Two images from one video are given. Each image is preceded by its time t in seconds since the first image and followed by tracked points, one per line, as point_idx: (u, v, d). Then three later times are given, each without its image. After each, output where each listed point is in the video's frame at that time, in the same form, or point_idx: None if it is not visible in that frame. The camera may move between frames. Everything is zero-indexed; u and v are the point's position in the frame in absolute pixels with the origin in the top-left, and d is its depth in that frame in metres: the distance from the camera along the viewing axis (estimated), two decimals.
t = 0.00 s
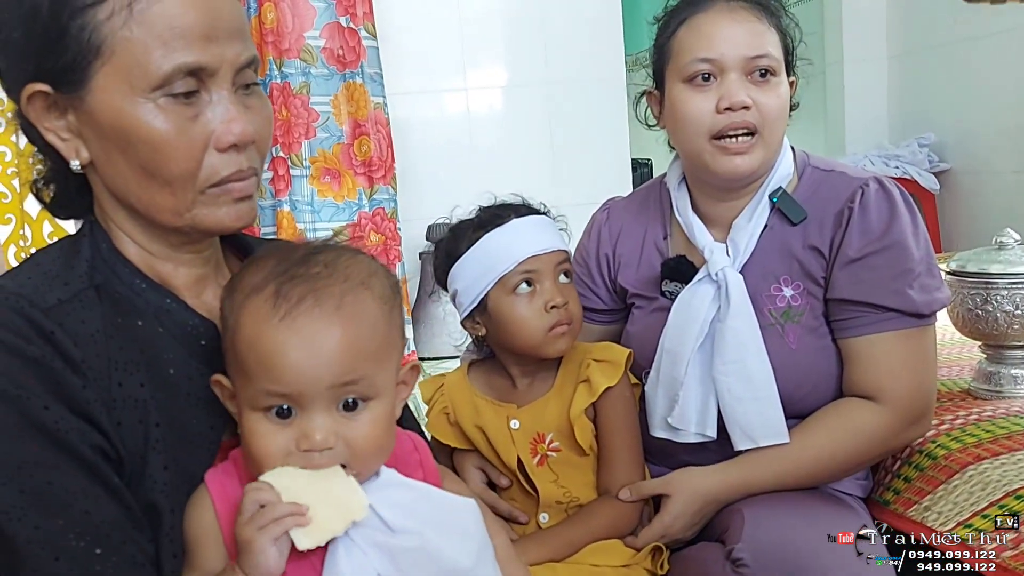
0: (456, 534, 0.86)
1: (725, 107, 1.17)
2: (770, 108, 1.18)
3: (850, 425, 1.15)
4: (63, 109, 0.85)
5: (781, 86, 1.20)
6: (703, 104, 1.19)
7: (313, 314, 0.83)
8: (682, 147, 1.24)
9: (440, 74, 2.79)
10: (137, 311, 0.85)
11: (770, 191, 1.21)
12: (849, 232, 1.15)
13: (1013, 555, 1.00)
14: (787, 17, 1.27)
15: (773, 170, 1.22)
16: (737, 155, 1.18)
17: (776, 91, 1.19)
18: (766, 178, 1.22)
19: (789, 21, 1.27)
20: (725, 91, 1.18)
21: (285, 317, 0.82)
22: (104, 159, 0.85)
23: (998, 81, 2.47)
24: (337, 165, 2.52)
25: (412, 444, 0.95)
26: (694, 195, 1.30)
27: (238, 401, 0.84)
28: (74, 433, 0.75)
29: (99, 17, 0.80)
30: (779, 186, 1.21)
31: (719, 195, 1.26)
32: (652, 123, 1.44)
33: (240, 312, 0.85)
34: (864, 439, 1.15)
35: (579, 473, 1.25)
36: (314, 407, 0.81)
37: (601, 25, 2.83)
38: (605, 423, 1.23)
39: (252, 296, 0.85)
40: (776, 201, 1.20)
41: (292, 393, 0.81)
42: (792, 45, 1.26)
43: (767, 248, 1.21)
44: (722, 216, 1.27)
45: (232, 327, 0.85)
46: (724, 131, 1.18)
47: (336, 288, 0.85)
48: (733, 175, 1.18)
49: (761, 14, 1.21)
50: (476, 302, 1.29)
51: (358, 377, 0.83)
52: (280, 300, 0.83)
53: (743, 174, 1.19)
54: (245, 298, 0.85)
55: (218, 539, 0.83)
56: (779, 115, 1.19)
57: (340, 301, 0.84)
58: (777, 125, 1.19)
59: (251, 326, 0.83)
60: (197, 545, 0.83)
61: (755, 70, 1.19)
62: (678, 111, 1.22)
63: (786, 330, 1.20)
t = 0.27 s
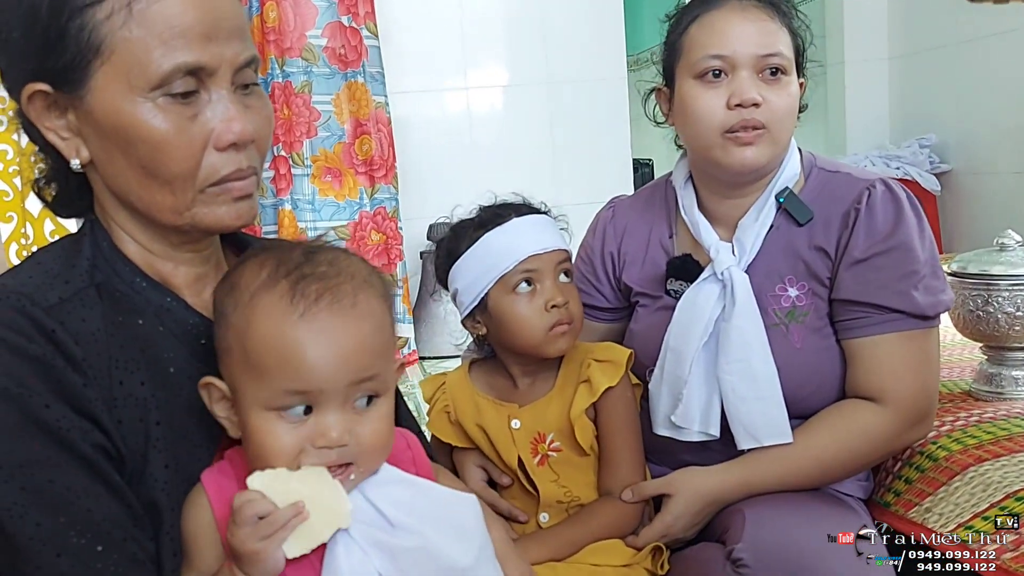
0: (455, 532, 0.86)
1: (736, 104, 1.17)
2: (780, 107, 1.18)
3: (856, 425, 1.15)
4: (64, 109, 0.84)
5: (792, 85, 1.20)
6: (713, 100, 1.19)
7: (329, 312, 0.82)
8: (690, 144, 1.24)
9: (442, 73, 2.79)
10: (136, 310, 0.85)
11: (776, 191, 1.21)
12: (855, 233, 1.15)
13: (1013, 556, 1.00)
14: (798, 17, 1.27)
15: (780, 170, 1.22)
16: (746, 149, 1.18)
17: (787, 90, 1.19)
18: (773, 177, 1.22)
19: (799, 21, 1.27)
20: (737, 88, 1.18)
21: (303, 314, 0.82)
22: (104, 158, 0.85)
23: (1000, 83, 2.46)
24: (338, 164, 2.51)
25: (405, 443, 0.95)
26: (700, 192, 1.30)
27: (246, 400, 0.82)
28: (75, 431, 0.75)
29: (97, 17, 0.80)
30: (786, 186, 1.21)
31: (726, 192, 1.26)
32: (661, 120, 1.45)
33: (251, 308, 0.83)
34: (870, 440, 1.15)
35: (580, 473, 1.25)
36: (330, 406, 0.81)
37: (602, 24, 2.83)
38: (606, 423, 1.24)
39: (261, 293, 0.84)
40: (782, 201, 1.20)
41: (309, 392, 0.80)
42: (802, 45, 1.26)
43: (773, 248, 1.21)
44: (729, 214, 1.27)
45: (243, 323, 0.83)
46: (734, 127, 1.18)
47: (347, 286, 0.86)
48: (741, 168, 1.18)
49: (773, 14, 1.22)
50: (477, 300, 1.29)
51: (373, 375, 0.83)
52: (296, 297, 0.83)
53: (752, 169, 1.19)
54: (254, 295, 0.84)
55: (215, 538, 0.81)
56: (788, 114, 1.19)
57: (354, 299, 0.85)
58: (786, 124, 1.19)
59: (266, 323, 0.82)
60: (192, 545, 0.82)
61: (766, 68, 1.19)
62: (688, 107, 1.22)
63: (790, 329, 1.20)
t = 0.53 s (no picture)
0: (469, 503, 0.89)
1: (739, 101, 1.18)
2: (782, 105, 1.18)
3: (856, 425, 1.15)
4: (59, 111, 0.84)
5: (794, 85, 1.21)
6: (716, 97, 1.20)
7: (364, 302, 0.85)
8: (692, 141, 1.24)
9: (442, 73, 2.79)
10: (133, 311, 0.85)
11: (777, 192, 1.21)
12: (855, 234, 1.15)
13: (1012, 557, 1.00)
14: (801, 18, 1.28)
15: (781, 170, 1.22)
16: (748, 147, 1.18)
17: (790, 89, 1.20)
18: (773, 177, 1.23)
19: (802, 22, 1.28)
20: (739, 86, 1.19)
21: (344, 304, 0.84)
22: (100, 161, 0.85)
23: (999, 85, 2.47)
24: (339, 164, 2.51)
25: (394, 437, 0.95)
26: (700, 192, 1.30)
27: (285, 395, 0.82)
28: (73, 432, 0.75)
29: (93, 22, 0.79)
30: (786, 187, 1.21)
31: (727, 191, 1.26)
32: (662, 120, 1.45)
33: (306, 301, 0.84)
34: (870, 440, 1.15)
35: (579, 474, 1.25)
36: (380, 396, 0.84)
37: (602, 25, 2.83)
38: (605, 424, 1.24)
39: (297, 287, 0.85)
40: (783, 202, 1.21)
41: (367, 383, 0.83)
42: (804, 46, 1.27)
43: (772, 249, 1.21)
44: (730, 213, 1.28)
45: (299, 316, 0.83)
46: (736, 125, 1.19)
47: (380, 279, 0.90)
48: (742, 166, 1.19)
49: (777, 14, 1.22)
50: (476, 300, 1.30)
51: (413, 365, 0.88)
52: (350, 292, 0.85)
53: (753, 168, 1.19)
54: (289, 291, 0.85)
55: (215, 540, 0.81)
56: (791, 114, 1.19)
57: (392, 291, 0.89)
58: (788, 123, 1.19)
59: (308, 316, 0.83)
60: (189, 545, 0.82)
61: (769, 67, 1.20)
62: (690, 105, 1.23)
63: (790, 330, 1.20)
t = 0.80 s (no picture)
0: (491, 476, 0.93)
1: (741, 105, 1.18)
2: (784, 109, 1.19)
3: (858, 428, 1.16)
4: (67, 116, 0.84)
5: (796, 89, 1.21)
6: (718, 101, 1.20)
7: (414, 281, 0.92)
8: (694, 144, 1.25)
9: (444, 74, 2.79)
10: (140, 313, 0.86)
11: (779, 196, 1.22)
12: (857, 237, 1.16)
13: (1012, 558, 1.01)
14: (802, 22, 1.28)
15: (783, 173, 1.23)
16: (750, 150, 1.19)
17: (791, 92, 1.20)
18: (776, 180, 1.23)
19: (803, 25, 1.28)
20: (741, 89, 1.19)
21: (408, 287, 0.90)
22: (107, 166, 0.85)
23: (1001, 87, 2.47)
24: (341, 165, 2.52)
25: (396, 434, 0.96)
26: (702, 195, 1.31)
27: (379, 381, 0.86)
28: (81, 432, 0.76)
29: (99, 28, 0.80)
30: (788, 190, 1.22)
31: (729, 194, 1.26)
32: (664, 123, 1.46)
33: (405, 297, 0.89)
34: (871, 443, 1.16)
35: (581, 476, 1.25)
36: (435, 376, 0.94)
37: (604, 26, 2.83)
38: (607, 426, 1.24)
39: (366, 276, 0.88)
40: (785, 205, 1.21)
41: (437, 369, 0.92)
42: (806, 49, 1.27)
43: (775, 252, 1.22)
44: (730, 217, 1.28)
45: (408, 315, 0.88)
46: (738, 128, 1.19)
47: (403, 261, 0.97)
48: (744, 169, 1.19)
49: (778, 17, 1.23)
50: (476, 303, 1.30)
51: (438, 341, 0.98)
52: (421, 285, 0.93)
53: (755, 171, 1.20)
54: (361, 279, 0.88)
55: (256, 536, 0.80)
56: (792, 117, 1.20)
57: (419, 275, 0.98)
58: (790, 126, 1.20)
59: (386, 301, 0.87)
60: (226, 544, 0.80)
61: (771, 71, 1.20)
62: (692, 108, 1.23)
63: (792, 333, 1.21)
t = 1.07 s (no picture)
0: (495, 471, 0.93)
1: (745, 107, 1.18)
2: (788, 111, 1.19)
3: (861, 430, 1.16)
4: (73, 113, 0.84)
5: (800, 90, 1.21)
6: (721, 103, 1.20)
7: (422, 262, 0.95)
8: (697, 146, 1.25)
9: (446, 74, 2.79)
10: (147, 307, 0.85)
11: (782, 197, 1.22)
12: (861, 238, 1.16)
13: (1015, 561, 1.00)
14: (807, 22, 1.28)
15: (787, 174, 1.23)
16: (754, 153, 1.19)
17: (795, 94, 1.20)
18: (779, 181, 1.23)
19: (808, 26, 1.28)
20: (746, 91, 1.19)
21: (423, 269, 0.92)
22: (113, 164, 0.85)
23: (1004, 89, 2.47)
24: (342, 164, 2.51)
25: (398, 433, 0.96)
26: (705, 196, 1.31)
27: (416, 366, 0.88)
28: (87, 429, 0.75)
29: (107, 26, 0.80)
30: (791, 191, 1.22)
31: (730, 195, 1.26)
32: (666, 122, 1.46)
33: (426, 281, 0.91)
34: (874, 444, 1.15)
35: (582, 476, 1.25)
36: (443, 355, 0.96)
37: (606, 27, 2.82)
38: (608, 427, 1.24)
39: (391, 262, 0.90)
40: (788, 206, 1.21)
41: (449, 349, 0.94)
42: (810, 50, 1.27)
43: (778, 253, 1.22)
44: (733, 217, 1.28)
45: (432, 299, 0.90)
46: (742, 130, 1.19)
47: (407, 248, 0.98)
48: (747, 171, 1.19)
49: (783, 19, 1.22)
50: (476, 303, 1.30)
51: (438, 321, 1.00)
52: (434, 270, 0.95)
53: (758, 173, 1.19)
54: (388, 265, 0.89)
55: (298, 527, 0.81)
56: (796, 119, 1.19)
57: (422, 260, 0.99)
58: (794, 128, 1.20)
59: (415, 288, 0.89)
60: (262, 539, 0.79)
61: (775, 72, 1.20)
62: (696, 109, 1.23)
63: (795, 334, 1.20)
